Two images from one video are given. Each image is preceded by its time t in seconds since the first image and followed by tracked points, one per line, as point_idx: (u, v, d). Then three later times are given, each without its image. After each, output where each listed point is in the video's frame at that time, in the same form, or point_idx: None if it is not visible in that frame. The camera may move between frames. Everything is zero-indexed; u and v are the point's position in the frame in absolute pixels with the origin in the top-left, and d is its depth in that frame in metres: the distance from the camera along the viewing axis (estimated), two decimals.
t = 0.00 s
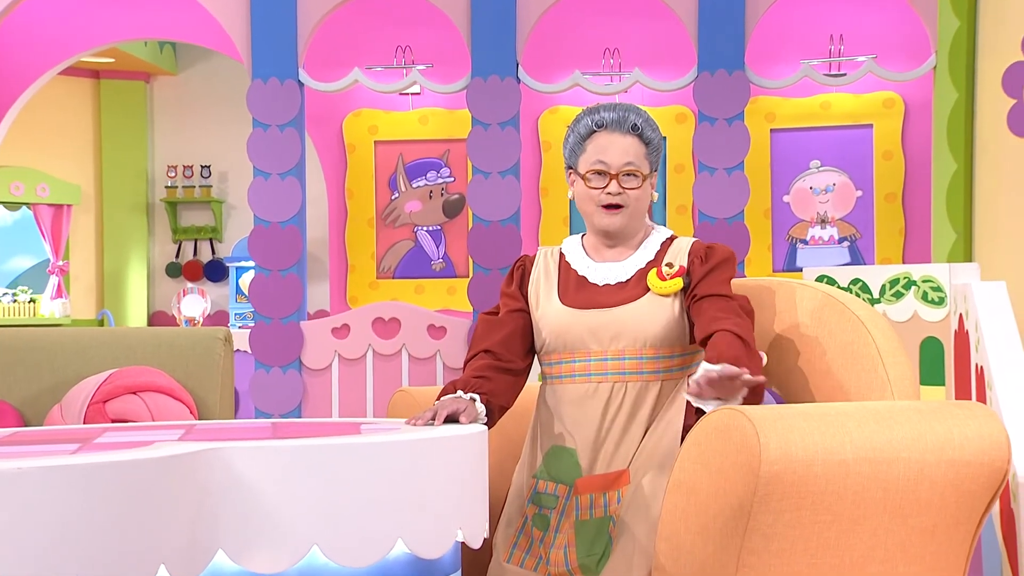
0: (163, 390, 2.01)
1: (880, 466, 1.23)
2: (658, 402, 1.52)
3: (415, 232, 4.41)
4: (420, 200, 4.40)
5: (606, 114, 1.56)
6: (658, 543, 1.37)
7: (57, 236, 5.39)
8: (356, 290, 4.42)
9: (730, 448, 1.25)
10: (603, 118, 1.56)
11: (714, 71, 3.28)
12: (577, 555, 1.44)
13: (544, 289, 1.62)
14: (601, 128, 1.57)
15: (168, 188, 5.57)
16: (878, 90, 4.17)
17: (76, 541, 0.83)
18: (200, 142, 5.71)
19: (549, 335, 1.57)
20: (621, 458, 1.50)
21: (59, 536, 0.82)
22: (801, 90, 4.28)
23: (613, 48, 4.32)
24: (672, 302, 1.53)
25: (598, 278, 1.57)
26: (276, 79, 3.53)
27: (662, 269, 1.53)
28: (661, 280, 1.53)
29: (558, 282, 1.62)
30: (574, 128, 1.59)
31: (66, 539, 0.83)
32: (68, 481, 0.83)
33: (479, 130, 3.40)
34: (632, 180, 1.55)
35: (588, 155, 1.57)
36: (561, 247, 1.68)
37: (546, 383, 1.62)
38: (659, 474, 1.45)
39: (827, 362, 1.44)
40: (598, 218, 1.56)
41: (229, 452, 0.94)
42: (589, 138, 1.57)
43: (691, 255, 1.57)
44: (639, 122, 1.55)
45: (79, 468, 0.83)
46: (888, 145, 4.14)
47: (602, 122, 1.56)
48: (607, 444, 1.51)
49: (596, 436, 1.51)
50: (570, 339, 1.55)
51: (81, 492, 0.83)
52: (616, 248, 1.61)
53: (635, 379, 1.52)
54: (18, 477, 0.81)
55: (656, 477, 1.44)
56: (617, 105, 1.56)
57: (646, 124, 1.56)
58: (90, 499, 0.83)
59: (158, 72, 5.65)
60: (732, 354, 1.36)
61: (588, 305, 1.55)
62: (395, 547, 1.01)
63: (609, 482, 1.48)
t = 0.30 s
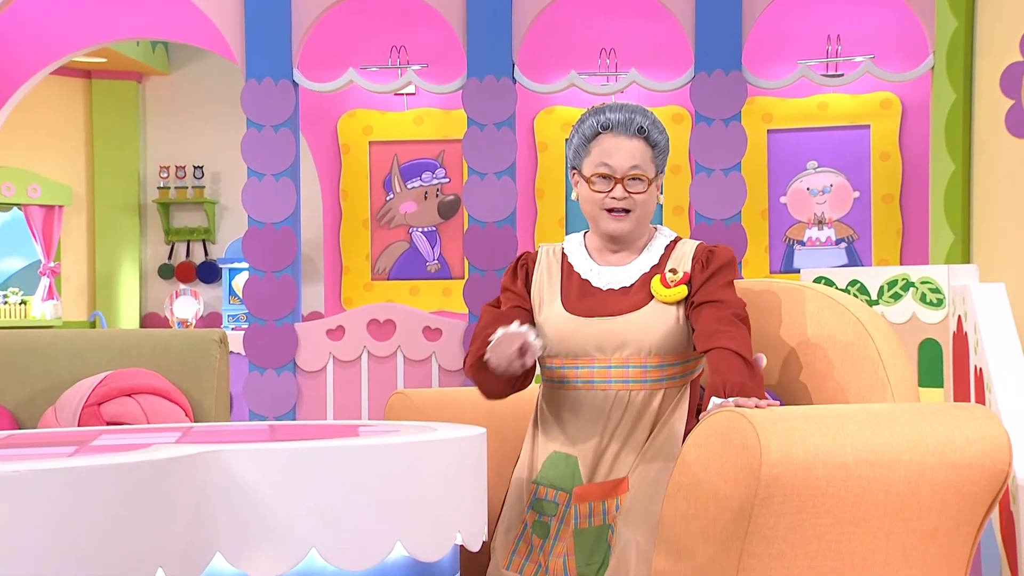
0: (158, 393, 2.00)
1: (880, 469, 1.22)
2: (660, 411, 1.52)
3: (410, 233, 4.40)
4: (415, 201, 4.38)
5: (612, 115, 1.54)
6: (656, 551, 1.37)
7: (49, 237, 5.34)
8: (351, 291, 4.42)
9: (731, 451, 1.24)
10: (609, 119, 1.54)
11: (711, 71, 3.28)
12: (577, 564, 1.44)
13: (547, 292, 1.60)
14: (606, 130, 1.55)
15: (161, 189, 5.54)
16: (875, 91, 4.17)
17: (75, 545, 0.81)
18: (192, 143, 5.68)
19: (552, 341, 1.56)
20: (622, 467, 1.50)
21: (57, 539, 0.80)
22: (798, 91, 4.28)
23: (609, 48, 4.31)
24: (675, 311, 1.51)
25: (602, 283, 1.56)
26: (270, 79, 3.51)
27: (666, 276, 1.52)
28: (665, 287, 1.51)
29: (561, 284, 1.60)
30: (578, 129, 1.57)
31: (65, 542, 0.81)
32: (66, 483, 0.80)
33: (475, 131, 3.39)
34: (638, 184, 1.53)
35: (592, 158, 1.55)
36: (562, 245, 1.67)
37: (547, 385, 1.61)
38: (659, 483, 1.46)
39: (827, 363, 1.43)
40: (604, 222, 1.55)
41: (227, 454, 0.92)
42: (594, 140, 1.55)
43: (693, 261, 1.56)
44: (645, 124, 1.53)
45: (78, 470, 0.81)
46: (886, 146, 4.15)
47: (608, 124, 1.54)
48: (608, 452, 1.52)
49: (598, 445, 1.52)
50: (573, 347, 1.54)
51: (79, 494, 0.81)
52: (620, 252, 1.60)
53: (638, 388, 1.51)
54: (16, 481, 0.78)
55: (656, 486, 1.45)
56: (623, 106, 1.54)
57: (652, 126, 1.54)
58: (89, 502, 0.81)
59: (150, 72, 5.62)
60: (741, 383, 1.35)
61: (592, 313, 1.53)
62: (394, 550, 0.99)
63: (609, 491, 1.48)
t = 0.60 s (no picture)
0: (153, 395, 1.98)
1: (880, 471, 1.22)
2: (660, 417, 1.52)
3: (404, 234, 4.37)
4: (409, 202, 4.36)
5: (614, 117, 1.53)
6: (657, 555, 1.36)
7: (38, 237, 5.34)
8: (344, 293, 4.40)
9: (731, 453, 1.23)
10: (611, 121, 1.52)
11: (707, 71, 3.27)
12: (576, 569, 1.43)
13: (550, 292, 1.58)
14: (608, 132, 1.53)
15: (152, 189, 5.51)
16: (872, 91, 4.17)
17: (71, 549, 0.79)
18: (184, 143, 5.65)
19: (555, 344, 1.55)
20: (622, 471, 1.49)
21: (52, 544, 0.78)
22: (794, 91, 4.29)
23: (605, 48, 4.30)
24: (678, 314, 1.51)
25: (605, 285, 1.55)
26: (264, 79, 3.49)
27: (669, 279, 1.52)
28: (668, 290, 1.51)
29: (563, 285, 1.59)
30: (579, 130, 1.56)
31: (59, 547, 0.79)
32: (61, 487, 0.79)
33: (470, 131, 3.37)
34: (638, 188, 1.52)
35: (593, 161, 1.54)
36: (563, 244, 1.65)
37: (547, 387, 1.60)
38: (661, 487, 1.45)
39: (825, 365, 1.42)
40: (605, 226, 1.54)
41: (224, 457, 0.91)
42: (596, 142, 1.54)
43: (695, 262, 1.56)
44: (647, 126, 1.52)
45: (74, 474, 0.79)
46: (882, 147, 4.15)
47: (610, 126, 1.53)
48: (609, 456, 1.50)
49: (600, 447, 1.49)
50: (577, 350, 1.53)
51: (75, 498, 0.79)
52: (621, 255, 1.59)
53: (642, 391, 1.51)
54: (12, 484, 0.77)
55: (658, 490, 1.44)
56: (624, 108, 1.53)
57: (654, 128, 1.53)
58: (85, 505, 0.80)
59: (141, 71, 5.60)
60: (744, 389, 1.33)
61: (595, 316, 1.53)
62: (391, 553, 0.98)
63: (609, 494, 1.47)
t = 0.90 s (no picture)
0: (147, 397, 1.96)
1: (880, 474, 1.21)
2: (659, 419, 1.51)
3: (398, 235, 4.36)
4: (402, 202, 4.35)
5: (610, 114, 1.52)
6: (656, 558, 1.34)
7: (27, 238, 5.28)
8: (338, 294, 4.37)
9: (730, 455, 1.22)
10: (607, 119, 1.52)
11: (701, 71, 3.27)
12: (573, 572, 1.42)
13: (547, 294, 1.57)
14: (604, 130, 1.53)
15: (142, 190, 5.47)
16: (867, 91, 4.17)
17: (65, 554, 0.78)
18: (174, 143, 5.61)
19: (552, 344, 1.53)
20: (620, 473, 1.48)
21: (46, 549, 0.77)
22: (790, 92, 4.24)
23: (599, 48, 4.29)
24: (676, 316, 1.50)
25: (602, 287, 1.54)
26: (256, 79, 3.47)
27: (666, 280, 1.50)
28: (666, 291, 1.50)
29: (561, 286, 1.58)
30: (576, 129, 1.55)
31: (54, 552, 0.77)
32: (55, 491, 0.78)
33: (463, 131, 3.36)
34: (635, 184, 1.51)
35: (589, 158, 1.53)
36: (560, 246, 1.64)
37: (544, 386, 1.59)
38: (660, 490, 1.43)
39: (824, 368, 1.42)
40: (601, 222, 1.52)
41: (220, 459, 0.90)
42: (592, 139, 1.53)
43: (693, 264, 1.55)
44: (644, 124, 1.51)
45: (69, 477, 0.78)
46: (877, 148, 4.15)
47: (606, 123, 1.52)
48: (608, 457, 1.49)
49: (598, 448, 1.48)
50: (574, 350, 1.52)
51: (70, 501, 0.78)
52: (618, 254, 1.59)
53: (638, 393, 1.50)
54: (8, 486, 0.76)
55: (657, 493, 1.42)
56: (621, 106, 1.52)
57: (650, 126, 1.52)
58: (79, 509, 0.78)
59: (131, 71, 5.56)
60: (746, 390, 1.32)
61: (591, 318, 1.52)
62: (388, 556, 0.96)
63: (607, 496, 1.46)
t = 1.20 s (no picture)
0: (140, 399, 1.94)
1: (879, 476, 1.20)
2: (655, 421, 1.50)
3: (390, 235, 4.33)
4: (395, 203, 4.31)
5: (605, 112, 1.52)
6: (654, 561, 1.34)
7: (16, 240, 5.17)
8: (330, 295, 4.35)
9: (729, 457, 1.21)
10: (603, 117, 1.51)
11: (696, 71, 3.27)
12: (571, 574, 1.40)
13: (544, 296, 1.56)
14: (600, 127, 1.52)
15: (131, 190, 5.43)
16: (862, 92, 4.18)
17: (60, 558, 0.76)
18: (165, 143, 5.58)
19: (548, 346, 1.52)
20: (617, 475, 1.47)
21: (41, 553, 0.76)
22: (785, 92, 4.29)
23: (593, 48, 4.28)
24: (674, 317, 1.49)
25: (599, 288, 1.53)
26: (248, 79, 3.45)
27: (663, 281, 1.50)
28: (663, 292, 1.49)
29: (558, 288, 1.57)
30: (572, 128, 1.55)
31: (48, 556, 0.76)
32: (50, 494, 0.76)
33: (457, 131, 3.35)
34: (631, 179, 1.50)
35: (585, 155, 1.52)
36: (557, 247, 1.63)
37: (540, 387, 1.58)
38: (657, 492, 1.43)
39: (823, 370, 1.41)
40: (598, 217, 1.51)
41: (215, 462, 0.88)
42: (588, 136, 1.53)
43: (690, 264, 1.54)
44: (639, 121, 1.51)
45: (64, 481, 0.77)
46: (872, 148, 4.15)
47: (602, 121, 1.52)
48: (604, 458, 1.48)
49: (595, 449, 1.48)
50: (571, 351, 1.51)
51: (65, 505, 0.77)
52: (616, 254, 1.58)
53: (635, 394, 1.49)
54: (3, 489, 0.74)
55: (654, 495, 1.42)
56: (617, 104, 1.52)
57: (646, 122, 1.52)
58: (74, 513, 0.77)
59: (120, 70, 5.52)
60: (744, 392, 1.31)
61: (588, 318, 1.51)
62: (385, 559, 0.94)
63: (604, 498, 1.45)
